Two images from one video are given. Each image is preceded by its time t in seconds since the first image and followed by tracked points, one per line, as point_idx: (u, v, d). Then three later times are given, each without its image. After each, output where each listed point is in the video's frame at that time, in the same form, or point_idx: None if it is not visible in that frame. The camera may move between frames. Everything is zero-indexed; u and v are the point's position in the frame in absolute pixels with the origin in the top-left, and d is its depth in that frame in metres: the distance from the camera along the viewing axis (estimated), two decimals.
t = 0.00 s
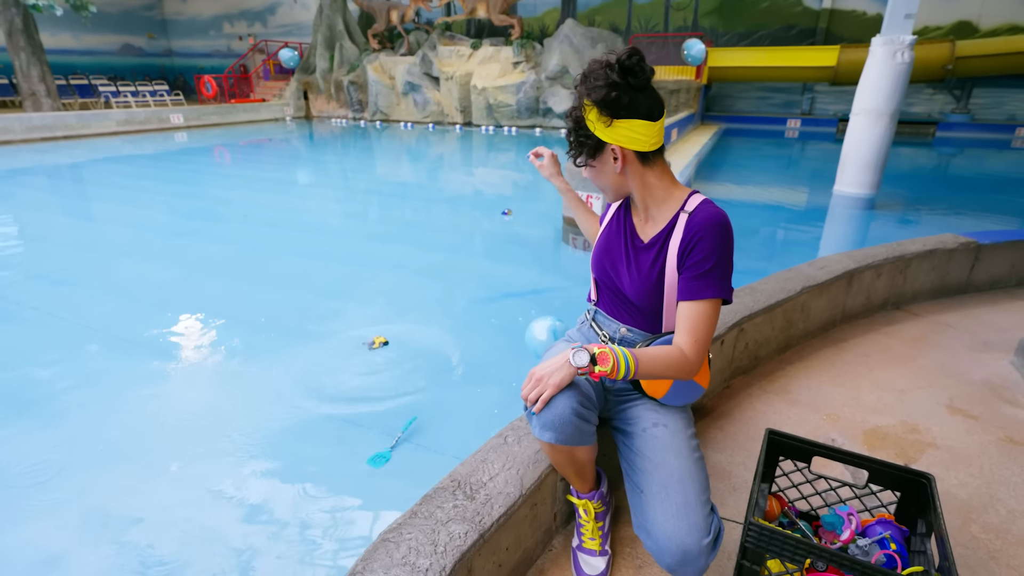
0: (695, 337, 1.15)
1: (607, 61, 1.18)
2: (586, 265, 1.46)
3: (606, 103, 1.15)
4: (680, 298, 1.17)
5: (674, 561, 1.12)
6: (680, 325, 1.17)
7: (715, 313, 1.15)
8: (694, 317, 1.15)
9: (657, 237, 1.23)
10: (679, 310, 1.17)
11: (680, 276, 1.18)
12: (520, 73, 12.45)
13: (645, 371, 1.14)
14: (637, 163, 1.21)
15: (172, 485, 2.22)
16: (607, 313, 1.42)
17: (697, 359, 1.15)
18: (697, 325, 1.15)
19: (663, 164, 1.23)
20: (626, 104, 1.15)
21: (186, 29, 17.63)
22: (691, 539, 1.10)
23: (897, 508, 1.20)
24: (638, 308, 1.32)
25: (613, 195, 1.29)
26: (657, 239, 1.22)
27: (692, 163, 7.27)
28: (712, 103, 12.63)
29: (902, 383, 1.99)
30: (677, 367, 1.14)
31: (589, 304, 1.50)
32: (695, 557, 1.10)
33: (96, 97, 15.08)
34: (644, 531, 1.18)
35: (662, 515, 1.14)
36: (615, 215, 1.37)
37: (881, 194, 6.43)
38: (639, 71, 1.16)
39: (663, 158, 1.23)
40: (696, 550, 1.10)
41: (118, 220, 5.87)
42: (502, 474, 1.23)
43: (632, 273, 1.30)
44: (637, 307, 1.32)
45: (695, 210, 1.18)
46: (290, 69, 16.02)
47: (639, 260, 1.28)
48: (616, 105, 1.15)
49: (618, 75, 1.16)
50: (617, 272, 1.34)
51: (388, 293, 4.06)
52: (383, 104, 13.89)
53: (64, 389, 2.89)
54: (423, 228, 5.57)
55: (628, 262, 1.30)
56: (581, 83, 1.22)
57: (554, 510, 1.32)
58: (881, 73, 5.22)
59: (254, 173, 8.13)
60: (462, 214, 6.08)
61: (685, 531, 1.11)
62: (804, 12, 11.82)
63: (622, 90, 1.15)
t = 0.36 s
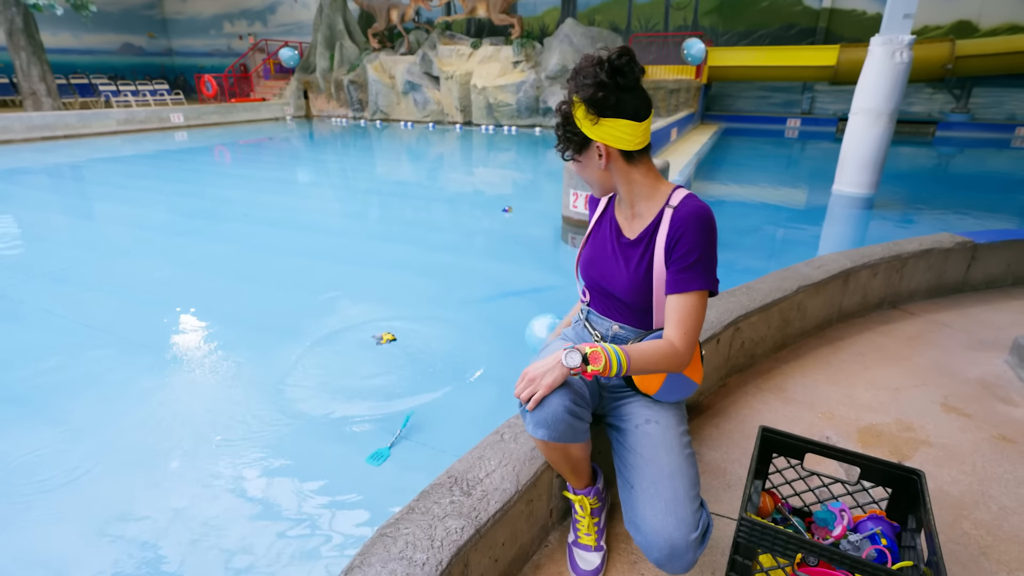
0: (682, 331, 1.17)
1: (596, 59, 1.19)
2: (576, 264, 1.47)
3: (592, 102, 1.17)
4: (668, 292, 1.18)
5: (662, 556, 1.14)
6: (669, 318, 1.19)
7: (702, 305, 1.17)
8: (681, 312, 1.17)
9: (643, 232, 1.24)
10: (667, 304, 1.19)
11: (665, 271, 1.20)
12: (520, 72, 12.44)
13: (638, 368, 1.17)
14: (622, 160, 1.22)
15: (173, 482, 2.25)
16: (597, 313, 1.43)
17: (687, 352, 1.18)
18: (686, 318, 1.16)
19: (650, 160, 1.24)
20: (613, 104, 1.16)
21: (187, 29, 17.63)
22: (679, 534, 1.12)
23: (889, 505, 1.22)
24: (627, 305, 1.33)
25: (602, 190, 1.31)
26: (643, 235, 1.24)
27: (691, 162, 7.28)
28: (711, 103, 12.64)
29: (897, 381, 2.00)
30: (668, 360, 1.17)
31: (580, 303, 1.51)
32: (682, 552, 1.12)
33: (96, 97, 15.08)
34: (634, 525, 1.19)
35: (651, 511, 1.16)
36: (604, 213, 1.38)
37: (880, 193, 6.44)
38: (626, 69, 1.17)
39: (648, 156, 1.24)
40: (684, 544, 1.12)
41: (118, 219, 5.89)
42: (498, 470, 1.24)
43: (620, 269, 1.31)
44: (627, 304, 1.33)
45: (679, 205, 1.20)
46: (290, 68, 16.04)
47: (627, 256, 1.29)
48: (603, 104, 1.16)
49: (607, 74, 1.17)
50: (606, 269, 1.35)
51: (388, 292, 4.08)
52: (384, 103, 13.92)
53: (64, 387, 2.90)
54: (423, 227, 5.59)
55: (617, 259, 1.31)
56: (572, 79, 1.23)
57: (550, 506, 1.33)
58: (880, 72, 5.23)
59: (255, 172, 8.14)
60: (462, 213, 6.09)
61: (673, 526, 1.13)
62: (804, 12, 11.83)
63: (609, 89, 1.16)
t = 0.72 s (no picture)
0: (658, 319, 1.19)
1: (537, 63, 1.18)
2: (552, 270, 1.47)
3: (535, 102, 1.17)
4: (641, 284, 1.19)
5: (670, 550, 1.15)
6: (649, 309, 1.20)
7: (677, 291, 1.17)
8: (654, 302, 1.18)
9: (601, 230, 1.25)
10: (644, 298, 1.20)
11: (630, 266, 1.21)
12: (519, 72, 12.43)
13: (623, 366, 1.19)
14: (570, 162, 1.22)
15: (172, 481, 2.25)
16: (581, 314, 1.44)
17: (674, 338, 1.19)
18: (663, 306, 1.17)
19: (599, 157, 1.24)
20: (557, 106, 1.15)
21: (187, 29, 17.61)
22: (686, 527, 1.13)
23: (884, 504, 1.22)
24: (607, 303, 1.34)
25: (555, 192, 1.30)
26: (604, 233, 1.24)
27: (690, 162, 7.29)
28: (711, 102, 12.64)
29: (894, 381, 2.01)
30: (656, 350, 1.18)
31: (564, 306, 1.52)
32: (690, 544, 1.13)
33: (95, 97, 15.06)
34: (640, 522, 1.20)
35: (655, 506, 1.17)
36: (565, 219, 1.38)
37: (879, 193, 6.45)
38: (569, 68, 1.16)
39: (597, 156, 1.24)
40: (691, 536, 1.13)
41: (117, 219, 5.89)
42: (495, 469, 1.25)
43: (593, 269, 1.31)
44: (605, 302, 1.34)
45: (631, 198, 1.20)
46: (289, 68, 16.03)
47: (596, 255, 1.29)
48: (546, 107, 1.15)
49: (549, 78, 1.16)
50: (580, 271, 1.35)
51: (387, 291, 4.08)
52: (383, 103, 13.92)
53: (63, 387, 2.91)
54: (422, 227, 5.59)
55: (588, 260, 1.32)
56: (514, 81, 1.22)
57: (547, 505, 1.34)
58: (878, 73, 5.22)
59: (254, 172, 8.14)
60: (462, 213, 6.09)
61: (678, 519, 1.14)
62: (804, 12, 11.84)
63: (552, 92, 1.16)
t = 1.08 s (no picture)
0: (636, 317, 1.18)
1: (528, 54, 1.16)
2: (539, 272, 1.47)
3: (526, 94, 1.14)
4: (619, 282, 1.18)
5: (646, 548, 1.16)
6: (628, 307, 1.19)
7: (657, 288, 1.17)
8: (632, 299, 1.17)
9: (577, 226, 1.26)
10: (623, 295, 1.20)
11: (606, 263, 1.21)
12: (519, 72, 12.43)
13: (602, 365, 1.19)
14: (556, 157, 1.22)
15: (172, 480, 2.26)
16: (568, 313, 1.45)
17: (654, 335, 1.19)
18: (640, 302, 1.17)
19: (580, 154, 1.25)
20: (548, 100, 1.14)
21: (186, 28, 17.59)
22: (662, 526, 1.14)
23: (882, 503, 1.22)
24: (592, 302, 1.34)
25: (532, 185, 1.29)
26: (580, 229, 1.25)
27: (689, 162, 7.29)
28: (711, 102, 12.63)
29: (893, 381, 2.01)
30: (634, 348, 1.18)
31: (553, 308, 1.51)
32: (666, 544, 1.14)
33: (94, 97, 15.04)
34: (619, 519, 1.21)
35: (633, 505, 1.18)
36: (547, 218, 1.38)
37: (878, 193, 6.45)
38: (566, 61, 1.16)
39: (579, 152, 1.25)
40: (666, 536, 1.14)
41: (116, 219, 5.88)
42: (494, 469, 1.25)
43: (572, 268, 1.31)
44: (590, 300, 1.34)
45: (606, 194, 1.20)
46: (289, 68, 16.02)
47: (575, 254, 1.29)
48: (537, 100, 1.14)
49: (542, 70, 1.15)
50: (561, 270, 1.36)
51: (388, 292, 4.08)
52: (382, 103, 13.93)
53: (64, 386, 2.91)
54: (422, 227, 5.59)
55: (569, 259, 1.32)
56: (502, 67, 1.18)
57: (546, 505, 1.34)
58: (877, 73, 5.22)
59: (254, 172, 8.14)
60: (462, 213, 6.09)
61: (655, 519, 1.14)
62: (803, 11, 11.83)
63: (543, 85, 1.14)
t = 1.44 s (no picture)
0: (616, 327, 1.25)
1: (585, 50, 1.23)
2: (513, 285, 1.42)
3: (615, 101, 1.20)
4: (608, 288, 1.22)
5: (649, 541, 1.16)
6: (618, 313, 1.24)
7: (645, 293, 1.23)
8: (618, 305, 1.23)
9: (572, 235, 1.25)
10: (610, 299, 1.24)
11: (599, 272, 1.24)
12: (518, 72, 12.43)
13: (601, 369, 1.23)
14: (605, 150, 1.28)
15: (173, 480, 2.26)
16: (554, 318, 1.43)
17: (637, 334, 1.25)
18: (634, 306, 1.22)
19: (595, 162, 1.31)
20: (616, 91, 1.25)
21: (185, 28, 17.58)
22: (664, 519, 1.14)
23: (882, 503, 1.23)
24: (580, 310, 1.35)
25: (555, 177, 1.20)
26: (574, 238, 1.24)
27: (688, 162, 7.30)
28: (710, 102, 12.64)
29: (892, 380, 2.02)
30: (624, 350, 1.24)
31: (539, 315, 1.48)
32: (668, 535, 1.14)
33: (94, 97, 15.04)
34: (622, 513, 1.21)
35: (636, 499, 1.18)
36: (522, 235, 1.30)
37: (878, 193, 6.45)
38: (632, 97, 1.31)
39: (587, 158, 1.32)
40: (669, 528, 1.14)
41: (116, 219, 5.88)
42: (496, 469, 1.25)
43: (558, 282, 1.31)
44: (577, 309, 1.34)
45: (601, 201, 1.23)
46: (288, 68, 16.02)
47: (562, 264, 1.29)
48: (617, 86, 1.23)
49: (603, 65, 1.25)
50: (541, 282, 1.33)
51: (388, 292, 4.09)
52: (382, 103, 13.94)
53: (64, 386, 2.91)
54: (422, 227, 5.59)
55: (557, 272, 1.30)
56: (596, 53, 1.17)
57: (547, 504, 1.34)
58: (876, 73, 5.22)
59: (253, 172, 8.15)
60: (462, 213, 6.09)
61: (657, 511, 1.14)
62: (803, 11, 11.83)
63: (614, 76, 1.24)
